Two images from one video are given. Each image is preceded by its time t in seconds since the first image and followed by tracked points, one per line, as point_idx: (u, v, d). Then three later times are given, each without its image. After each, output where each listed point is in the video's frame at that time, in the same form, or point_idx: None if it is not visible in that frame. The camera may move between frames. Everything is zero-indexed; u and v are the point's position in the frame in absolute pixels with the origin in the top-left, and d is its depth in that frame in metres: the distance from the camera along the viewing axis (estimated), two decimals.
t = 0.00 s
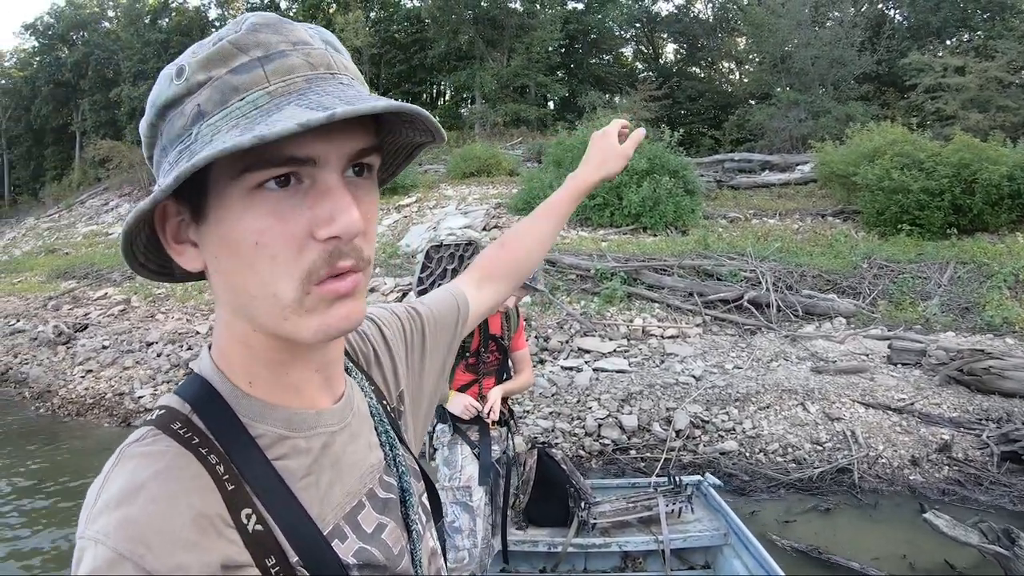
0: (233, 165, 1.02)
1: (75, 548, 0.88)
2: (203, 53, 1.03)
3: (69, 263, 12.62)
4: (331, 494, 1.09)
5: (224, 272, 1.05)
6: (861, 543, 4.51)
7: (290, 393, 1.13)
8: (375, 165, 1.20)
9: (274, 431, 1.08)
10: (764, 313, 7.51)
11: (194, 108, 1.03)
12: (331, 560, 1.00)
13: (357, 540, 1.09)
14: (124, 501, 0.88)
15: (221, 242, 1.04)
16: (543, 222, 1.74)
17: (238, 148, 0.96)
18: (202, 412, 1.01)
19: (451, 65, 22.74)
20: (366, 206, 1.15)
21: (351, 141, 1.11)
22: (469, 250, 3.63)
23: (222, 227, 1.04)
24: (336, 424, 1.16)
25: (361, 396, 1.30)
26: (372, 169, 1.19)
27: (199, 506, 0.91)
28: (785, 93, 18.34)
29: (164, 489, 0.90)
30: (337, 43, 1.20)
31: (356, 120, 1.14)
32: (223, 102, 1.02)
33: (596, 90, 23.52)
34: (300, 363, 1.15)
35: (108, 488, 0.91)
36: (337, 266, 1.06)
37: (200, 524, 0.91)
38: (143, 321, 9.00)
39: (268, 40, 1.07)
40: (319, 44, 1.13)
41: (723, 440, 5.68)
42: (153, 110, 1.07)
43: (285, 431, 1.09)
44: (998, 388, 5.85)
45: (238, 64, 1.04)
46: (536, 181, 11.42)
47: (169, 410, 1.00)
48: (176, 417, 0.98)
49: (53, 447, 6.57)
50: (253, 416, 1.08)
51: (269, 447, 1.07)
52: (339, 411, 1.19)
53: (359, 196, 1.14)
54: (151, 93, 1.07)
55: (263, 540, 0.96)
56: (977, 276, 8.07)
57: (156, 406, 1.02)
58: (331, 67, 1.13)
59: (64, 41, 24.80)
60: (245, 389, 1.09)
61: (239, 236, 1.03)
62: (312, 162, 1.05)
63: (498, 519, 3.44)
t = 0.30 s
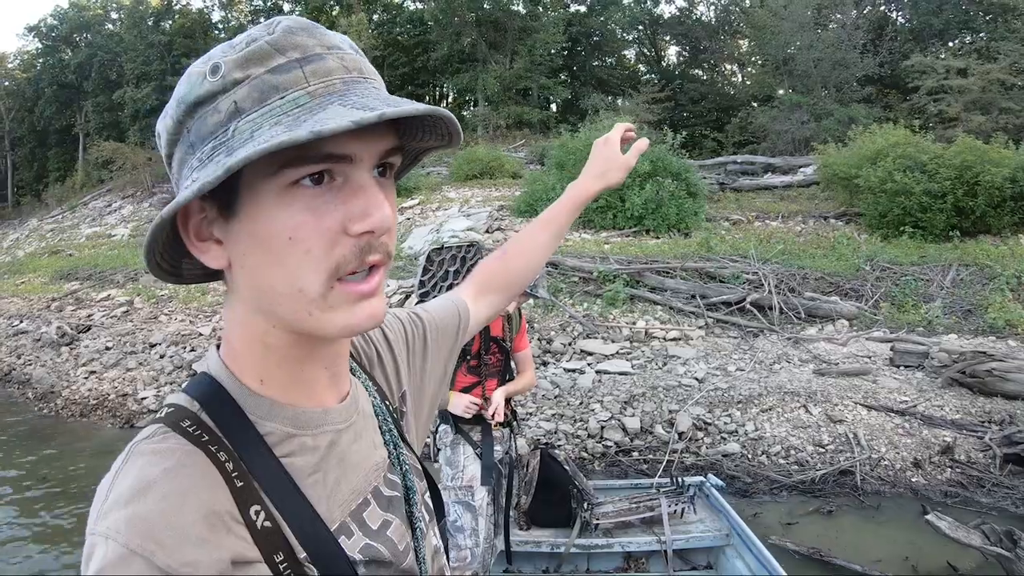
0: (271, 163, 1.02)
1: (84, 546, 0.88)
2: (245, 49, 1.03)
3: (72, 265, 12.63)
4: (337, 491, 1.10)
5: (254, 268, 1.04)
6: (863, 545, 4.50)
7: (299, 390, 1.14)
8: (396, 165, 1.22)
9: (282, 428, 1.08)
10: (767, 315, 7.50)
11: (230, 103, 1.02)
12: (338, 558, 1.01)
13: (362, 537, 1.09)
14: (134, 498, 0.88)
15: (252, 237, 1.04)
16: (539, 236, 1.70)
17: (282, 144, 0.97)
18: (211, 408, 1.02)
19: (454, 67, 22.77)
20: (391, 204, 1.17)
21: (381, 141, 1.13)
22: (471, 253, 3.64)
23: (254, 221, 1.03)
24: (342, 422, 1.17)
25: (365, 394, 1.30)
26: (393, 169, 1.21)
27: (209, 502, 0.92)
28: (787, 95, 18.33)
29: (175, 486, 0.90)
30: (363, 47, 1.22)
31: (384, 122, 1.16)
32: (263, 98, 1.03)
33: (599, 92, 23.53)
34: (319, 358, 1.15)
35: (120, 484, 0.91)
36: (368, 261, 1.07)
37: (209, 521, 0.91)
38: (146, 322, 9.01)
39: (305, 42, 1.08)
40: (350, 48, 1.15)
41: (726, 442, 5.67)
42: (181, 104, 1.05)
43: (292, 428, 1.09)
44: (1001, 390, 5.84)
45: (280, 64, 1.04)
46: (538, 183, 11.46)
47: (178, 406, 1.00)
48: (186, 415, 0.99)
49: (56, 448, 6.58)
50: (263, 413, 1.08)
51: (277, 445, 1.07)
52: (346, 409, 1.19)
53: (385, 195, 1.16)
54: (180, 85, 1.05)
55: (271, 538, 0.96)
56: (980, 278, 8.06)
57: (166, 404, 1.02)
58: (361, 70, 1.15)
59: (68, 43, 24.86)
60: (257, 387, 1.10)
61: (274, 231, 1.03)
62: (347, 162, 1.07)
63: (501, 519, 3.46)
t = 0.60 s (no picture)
0: (261, 156, 1.03)
1: (75, 546, 0.88)
2: (235, 44, 1.03)
3: (76, 265, 12.67)
4: (329, 488, 1.10)
5: (241, 261, 1.04)
6: (866, 547, 4.49)
7: (288, 387, 1.14)
8: (384, 160, 1.22)
9: (272, 427, 1.08)
10: (771, 316, 7.48)
11: (219, 97, 1.02)
12: (329, 556, 1.01)
13: (354, 535, 1.09)
14: (124, 497, 0.88)
15: (240, 230, 1.04)
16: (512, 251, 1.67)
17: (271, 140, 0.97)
18: (200, 408, 1.02)
19: (457, 67, 22.81)
20: (379, 201, 1.17)
21: (369, 136, 1.14)
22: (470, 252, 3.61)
23: (243, 213, 1.04)
24: (332, 420, 1.16)
25: (356, 394, 1.30)
26: (380, 165, 1.21)
27: (199, 501, 0.92)
28: (791, 96, 18.30)
29: (165, 485, 0.90)
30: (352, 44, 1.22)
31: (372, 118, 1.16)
32: (252, 92, 1.03)
33: (602, 93, 23.51)
34: (306, 353, 1.15)
35: (109, 483, 0.91)
36: (355, 255, 1.08)
37: (200, 520, 0.91)
38: (150, 323, 9.03)
39: (296, 38, 1.08)
40: (341, 45, 1.15)
41: (729, 443, 5.66)
42: (170, 96, 1.04)
43: (283, 427, 1.09)
44: (1005, 391, 5.82)
45: (271, 59, 1.04)
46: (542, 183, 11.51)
47: (167, 406, 1.01)
48: (175, 414, 0.99)
49: (59, 448, 6.60)
50: (252, 412, 1.08)
51: (267, 444, 1.07)
52: (337, 409, 1.19)
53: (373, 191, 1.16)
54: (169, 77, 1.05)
55: (260, 537, 0.96)
56: (985, 278, 8.04)
57: (154, 403, 1.02)
58: (352, 67, 1.15)
59: (71, 44, 24.96)
60: (246, 385, 1.10)
61: (261, 223, 1.03)
62: (336, 156, 1.08)
63: (502, 519, 3.47)
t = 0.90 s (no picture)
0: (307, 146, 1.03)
1: (59, 548, 0.88)
2: (269, 34, 1.02)
3: (83, 268, 12.73)
4: (315, 486, 1.09)
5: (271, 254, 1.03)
6: (873, 549, 4.46)
7: (281, 382, 1.13)
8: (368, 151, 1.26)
9: (257, 424, 1.07)
10: (777, 317, 7.45)
11: (259, 87, 1.01)
12: (316, 554, 1.01)
13: (342, 533, 1.09)
14: (108, 498, 0.88)
15: (276, 221, 1.03)
16: (469, 272, 1.66)
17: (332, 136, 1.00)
18: (186, 407, 1.01)
19: (463, 70, 22.85)
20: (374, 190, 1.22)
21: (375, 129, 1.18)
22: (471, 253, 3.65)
23: (279, 203, 1.02)
24: (319, 416, 1.15)
25: (345, 388, 1.29)
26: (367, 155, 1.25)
27: (184, 501, 0.91)
28: (797, 96, 18.23)
29: (148, 486, 0.90)
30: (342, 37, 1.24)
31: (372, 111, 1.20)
32: (294, 86, 1.04)
33: (608, 95, 23.48)
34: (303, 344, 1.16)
35: (93, 485, 0.90)
36: (374, 242, 1.13)
37: (184, 520, 0.90)
38: (156, 325, 9.06)
39: (322, 31, 1.09)
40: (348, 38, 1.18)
41: (735, 445, 5.64)
42: (192, 78, 0.98)
43: (268, 424, 1.08)
44: (1013, 391, 5.78)
45: (307, 53, 1.05)
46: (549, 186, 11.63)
47: (152, 404, 1.00)
48: (159, 413, 0.98)
49: (65, 449, 6.62)
50: (238, 408, 1.07)
51: (253, 440, 1.06)
52: (325, 404, 1.18)
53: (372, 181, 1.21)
54: (191, 57, 0.99)
55: (246, 536, 0.97)
56: (992, 279, 8.00)
57: (140, 402, 1.01)
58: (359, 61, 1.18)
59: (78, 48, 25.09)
60: (238, 381, 1.09)
61: (300, 213, 1.03)
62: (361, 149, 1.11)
63: (504, 519, 3.48)
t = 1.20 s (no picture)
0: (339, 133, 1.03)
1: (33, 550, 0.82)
2: (305, 24, 1.01)
3: (92, 267, 12.82)
4: (295, 480, 1.03)
5: (306, 239, 1.01)
6: (880, 548, 4.43)
7: (267, 371, 1.06)
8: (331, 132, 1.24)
9: (235, 417, 1.00)
10: (785, 314, 7.42)
11: (304, 73, 1.00)
12: (299, 547, 0.95)
13: (322, 526, 1.03)
14: (83, 496, 0.82)
15: (308, 204, 1.00)
16: (486, 231, 1.58)
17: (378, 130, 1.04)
18: (162, 402, 0.94)
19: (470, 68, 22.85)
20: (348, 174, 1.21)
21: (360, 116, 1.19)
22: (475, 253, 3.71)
23: (310, 185, 1.00)
24: (297, 408, 1.08)
25: (321, 379, 1.22)
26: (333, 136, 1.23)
27: (162, 495, 0.85)
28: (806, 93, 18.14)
29: (127, 482, 0.84)
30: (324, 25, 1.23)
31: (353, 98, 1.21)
32: (329, 73, 1.03)
33: (617, 92, 23.41)
34: (296, 335, 1.13)
35: (66, 484, 0.84)
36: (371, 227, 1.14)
37: (162, 516, 0.84)
38: (164, 323, 9.11)
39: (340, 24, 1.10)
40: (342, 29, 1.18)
41: (742, 443, 5.63)
42: (241, 56, 0.94)
43: (245, 417, 1.01)
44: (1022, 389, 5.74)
45: (336, 46, 1.06)
46: (556, 182, 11.53)
47: (126, 399, 0.93)
48: (133, 408, 0.91)
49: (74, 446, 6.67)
50: (212, 401, 0.99)
51: (230, 433, 0.98)
52: (303, 394, 1.11)
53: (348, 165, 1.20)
54: (239, 35, 0.95)
55: (227, 529, 0.91)
56: (1001, 276, 7.95)
57: (114, 397, 0.94)
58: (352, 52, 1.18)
59: (86, 48, 25.21)
60: (222, 372, 1.02)
61: (334, 198, 1.02)
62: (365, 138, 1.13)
63: (508, 517, 3.48)
